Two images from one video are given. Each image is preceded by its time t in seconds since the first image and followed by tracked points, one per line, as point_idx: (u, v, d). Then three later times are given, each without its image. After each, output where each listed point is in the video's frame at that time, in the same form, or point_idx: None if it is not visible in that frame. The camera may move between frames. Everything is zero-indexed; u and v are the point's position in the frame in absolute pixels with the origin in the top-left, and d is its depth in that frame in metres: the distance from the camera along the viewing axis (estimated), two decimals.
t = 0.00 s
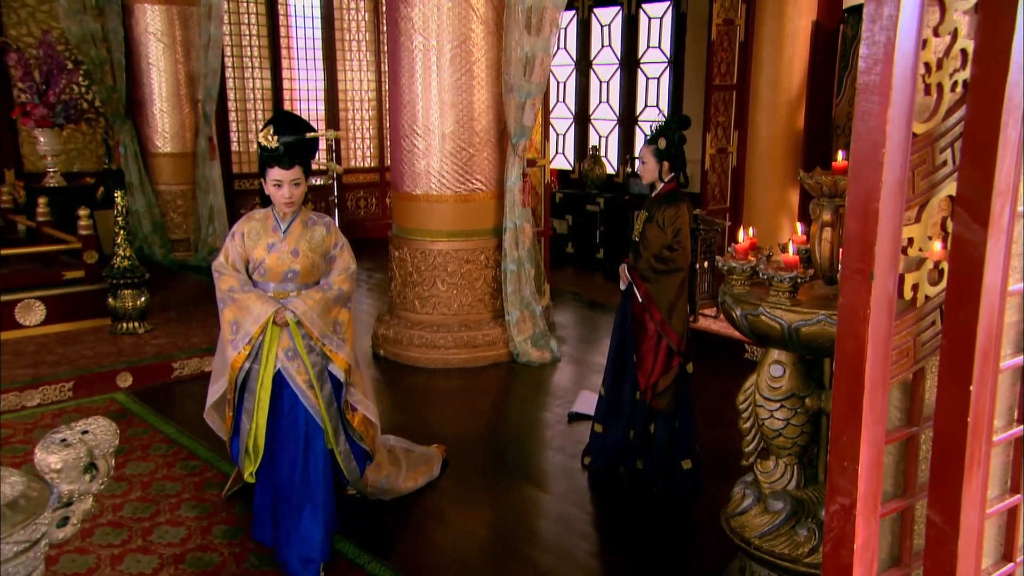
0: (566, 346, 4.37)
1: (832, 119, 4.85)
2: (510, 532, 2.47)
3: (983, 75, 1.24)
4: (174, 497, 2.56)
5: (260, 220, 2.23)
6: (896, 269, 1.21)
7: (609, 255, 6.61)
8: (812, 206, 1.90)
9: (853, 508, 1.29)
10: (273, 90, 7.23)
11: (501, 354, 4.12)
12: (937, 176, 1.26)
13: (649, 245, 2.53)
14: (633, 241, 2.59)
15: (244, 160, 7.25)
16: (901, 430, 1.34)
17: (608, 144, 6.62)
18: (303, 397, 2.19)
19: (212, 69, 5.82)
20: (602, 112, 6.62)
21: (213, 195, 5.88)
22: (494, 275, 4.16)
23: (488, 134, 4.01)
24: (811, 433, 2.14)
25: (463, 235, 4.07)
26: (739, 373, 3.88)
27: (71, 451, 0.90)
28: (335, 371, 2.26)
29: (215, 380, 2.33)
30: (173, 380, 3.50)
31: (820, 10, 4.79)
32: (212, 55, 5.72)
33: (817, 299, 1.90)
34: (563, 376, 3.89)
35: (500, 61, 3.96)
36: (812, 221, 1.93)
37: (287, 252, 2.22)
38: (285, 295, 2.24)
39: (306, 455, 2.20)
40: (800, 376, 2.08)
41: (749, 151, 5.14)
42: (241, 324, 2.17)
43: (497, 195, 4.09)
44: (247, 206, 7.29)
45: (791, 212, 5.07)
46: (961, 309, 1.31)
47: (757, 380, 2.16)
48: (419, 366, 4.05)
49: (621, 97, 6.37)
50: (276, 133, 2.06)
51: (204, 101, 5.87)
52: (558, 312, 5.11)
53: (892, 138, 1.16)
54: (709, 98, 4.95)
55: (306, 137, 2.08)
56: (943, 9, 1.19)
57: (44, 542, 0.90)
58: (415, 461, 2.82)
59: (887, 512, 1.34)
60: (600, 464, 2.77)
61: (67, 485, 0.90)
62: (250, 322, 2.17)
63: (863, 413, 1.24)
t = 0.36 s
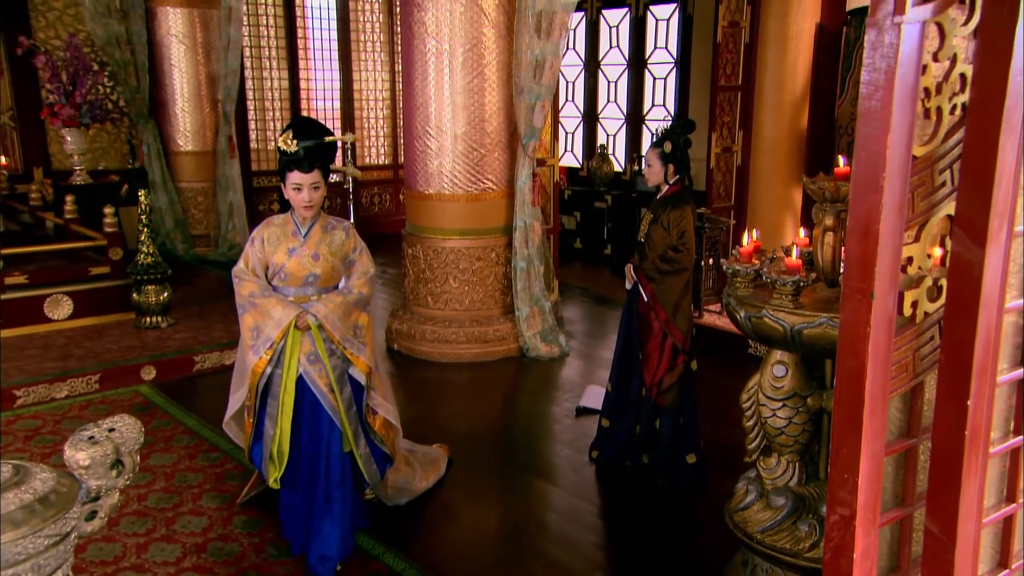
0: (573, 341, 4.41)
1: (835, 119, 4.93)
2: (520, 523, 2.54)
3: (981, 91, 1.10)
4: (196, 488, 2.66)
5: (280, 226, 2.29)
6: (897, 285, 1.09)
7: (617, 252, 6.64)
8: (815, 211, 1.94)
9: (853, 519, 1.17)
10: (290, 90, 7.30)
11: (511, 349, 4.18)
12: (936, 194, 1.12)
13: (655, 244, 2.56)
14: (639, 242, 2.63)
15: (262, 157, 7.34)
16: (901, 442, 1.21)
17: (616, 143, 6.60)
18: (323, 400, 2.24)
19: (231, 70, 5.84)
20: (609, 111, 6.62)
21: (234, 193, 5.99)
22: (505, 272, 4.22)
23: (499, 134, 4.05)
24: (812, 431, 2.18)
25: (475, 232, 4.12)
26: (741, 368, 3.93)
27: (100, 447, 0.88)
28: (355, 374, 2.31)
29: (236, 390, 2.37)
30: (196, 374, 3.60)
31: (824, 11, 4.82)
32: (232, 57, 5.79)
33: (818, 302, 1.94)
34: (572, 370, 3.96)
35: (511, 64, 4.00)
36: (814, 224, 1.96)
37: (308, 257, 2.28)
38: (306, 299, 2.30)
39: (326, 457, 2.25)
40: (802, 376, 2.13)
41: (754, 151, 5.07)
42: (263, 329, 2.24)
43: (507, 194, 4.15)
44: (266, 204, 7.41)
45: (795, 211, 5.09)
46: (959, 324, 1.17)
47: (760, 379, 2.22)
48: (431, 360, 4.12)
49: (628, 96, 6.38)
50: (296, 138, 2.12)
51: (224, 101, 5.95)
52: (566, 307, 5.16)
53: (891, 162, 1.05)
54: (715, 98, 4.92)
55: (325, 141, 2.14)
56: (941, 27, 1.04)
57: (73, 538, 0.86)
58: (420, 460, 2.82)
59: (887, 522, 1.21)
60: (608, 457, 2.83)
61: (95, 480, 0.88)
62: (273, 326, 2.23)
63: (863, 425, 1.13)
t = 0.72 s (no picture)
0: (583, 337, 4.46)
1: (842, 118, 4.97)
2: (531, 516, 2.61)
3: (983, 112, 1.07)
4: (218, 480, 2.75)
5: (300, 232, 2.30)
6: (900, 304, 1.11)
7: (626, 249, 6.65)
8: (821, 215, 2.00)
9: (855, 529, 1.20)
10: (309, 90, 7.40)
11: (523, 344, 4.23)
12: (937, 215, 1.13)
13: (662, 246, 2.60)
14: (646, 243, 2.66)
15: (282, 154, 7.43)
16: (900, 455, 1.22)
17: (625, 142, 6.60)
18: (345, 403, 2.28)
19: (251, 71, 5.96)
20: (618, 111, 6.62)
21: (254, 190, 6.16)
22: (517, 269, 4.28)
23: (511, 136, 4.10)
24: (816, 430, 2.22)
25: (487, 231, 4.18)
26: (746, 362, 3.98)
27: (128, 444, 0.92)
28: (377, 377, 2.35)
29: (254, 396, 2.36)
30: (218, 367, 3.70)
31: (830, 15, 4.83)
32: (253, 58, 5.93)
33: (822, 305, 1.99)
34: (582, 365, 4.01)
35: (523, 67, 4.05)
36: (819, 229, 2.00)
37: (329, 262, 2.30)
38: (328, 304, 2.33)
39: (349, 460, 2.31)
40: (807, 377, 2.18)
41: (761, 151, 5.10)
42: (285, 334, 2.25)
43: (519, 194, 4.20)
44: (285, 200, 7.51)
45: (801, 210, 5.10)
46: (961, 340, 1.13)
47: (766, 380, 2.26)
48: (445, 355, 4.17)
49: (638, 95, 6.39)
50: (315, 145, 2.09)
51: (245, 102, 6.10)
52: (576, 303, 5.21)
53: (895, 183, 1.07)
54: (722, 99, 4.92)
55: (344, 147, 2.11)
56: (943, 53, 1.05)
57: (102, 533, 0.89)
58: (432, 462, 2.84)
59: (887, 532, 1.24)
60: (617, 452, 2.89)
61: (123, 477, 0.92)
62: (295, 331, 2.24)
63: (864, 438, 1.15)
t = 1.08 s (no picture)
0: (595, 331, 4.52)
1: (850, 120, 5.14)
2: (543, 506, 2.69)
3: (987, 130, 1.16)
4: (244, 468, 2.84)
5: (323, 234, 2.29)
6: (904, 318, 1.24)
7: (638, 245, 6.69)
8: (828, 218, 2.08)
9: (859, 534, 1.34)
10: (331, 89, 7.50)
11: (537, 338, 4.29)
12: (943, 229, 1.23)
13: (671, 245, 2.65)
14: (656, 242, 2.71)
15: (304, 149, 7.54)
16: (904, 460, 1.35)
17: (638, 140, 6.65)
18: (367, 401, 2.30)
19: (276, 72, 6.28)
20: (631, 109, 6.66)
21: (278, 185, 6.49)
22: (533, 264, 4.34)
23: (527, 135, 4.16)
24: (822, 426, 2.27)
25: (501, 228, 4.24)
26: (754, 355, 4.03)
27: (158, 438, 1.08)
28: (397, 375, 2.40)
29: (280, 390, 2.34)
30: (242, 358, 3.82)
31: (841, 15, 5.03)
32: (277, 59, 6.23)
33: (830, 305, 2.03)
34: (594, 358, 4.07)
35: (537, 68, 4.11)
36: (827, 231, 2.11)
37: (352, 265, 2.29)
38: (351, 305, 2.32)
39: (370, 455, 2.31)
40: (813, 375, 2.22)
41: (770, 149, 5.40)
42: (309, 333, 2.25)
43: (534, 192, 4.26)
44: (308, 195, 7.63)
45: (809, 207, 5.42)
46: (963, 354, 1.24)
47: (773, 378, 2.31)
48: (461, 348, 4.24)
49: (650, 93, 6.40)
50: (338, 147, 2.09)
51: (269, 100, 6.40)
52: (588, 296, 5.27)
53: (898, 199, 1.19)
54: (733, 99, 5.24)
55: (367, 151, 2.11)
56: (948, 71, 1.18)
57: (134, 520, 1.07)
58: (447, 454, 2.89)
59: (891, 536, 1.36)
60: (626, 444, 2.95)
61: (154, 468, 1.08)
62: (319, 330, 2.24)
63: (869, 446, 1.29)
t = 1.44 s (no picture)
0: (606, 323, 4.57)
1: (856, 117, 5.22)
2: (554, 495, 2.76)
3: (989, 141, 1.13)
4: (266, 456, 2.93)
5: (342, 236, 2.38)
6: (908, 326, 1.21)
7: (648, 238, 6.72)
8: (834, 218, 2.14)
9: (861, 535, 1.30)
10: (349, 87, 7.57)
11: (549, 330, 4.36)
12: (945, 238, 1.21)
13: (681, 243, 2.70)
14: (666, 240, 2.77)
15: (325, 145, 7.65)
16: (906, 463, 1.31)
17: (648, 136, 6.64)
18: (384, 399, 2.34)
19: (297, 70, 6.40)
20: (642, 105, 6.64)
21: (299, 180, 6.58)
22: (545, 258, 4.42)
23: (540, 131, 4.22)
24: (826, 421, 2.32)
25: (514, 223, 4.31)
26: (761, 348, 4.06)
27: (184, 429, 1.15)
28: (414, 375, 2.45)
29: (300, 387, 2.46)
30: (266, 348, 3.95)
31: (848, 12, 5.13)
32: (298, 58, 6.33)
33: (835, 303, 2.09)
34: (605, 350, 4.13)
35: (551, 67, 4.16)
36: (833, 230, 2.17)
37: (371, 266, 2.37)
38: (370, 306, 2.40)
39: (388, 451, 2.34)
40: (818, 369, 2.27)
41: (778, 146, 5.52)
42: (329, 334, 2.31)
43: (547, 187, 4.32)
44: (328, 189, 7.75)
45: (816, 201, 5.52)
46: (964, 362, 1.20)
47: (779, 372, 2.36)
48: (476, 340, 4.31)
49: (661, 90, 6.41)
50: (358, 151, 2.13)
51: (291, 98, 6.52)
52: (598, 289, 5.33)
53: (902, 209, 1.16)
54: (741, 96, 5.35)
55: (386, 154, 2.15)
56: (952, 86, 1.15)
57: (162, 508, 1.11)
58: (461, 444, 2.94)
59: (893, 536, 1.33)
60: (637, 436, 3.02)
61: (181, 457, 1.15)
62: (338, 331, 2.30)
63: (872, 450, 1.25)
